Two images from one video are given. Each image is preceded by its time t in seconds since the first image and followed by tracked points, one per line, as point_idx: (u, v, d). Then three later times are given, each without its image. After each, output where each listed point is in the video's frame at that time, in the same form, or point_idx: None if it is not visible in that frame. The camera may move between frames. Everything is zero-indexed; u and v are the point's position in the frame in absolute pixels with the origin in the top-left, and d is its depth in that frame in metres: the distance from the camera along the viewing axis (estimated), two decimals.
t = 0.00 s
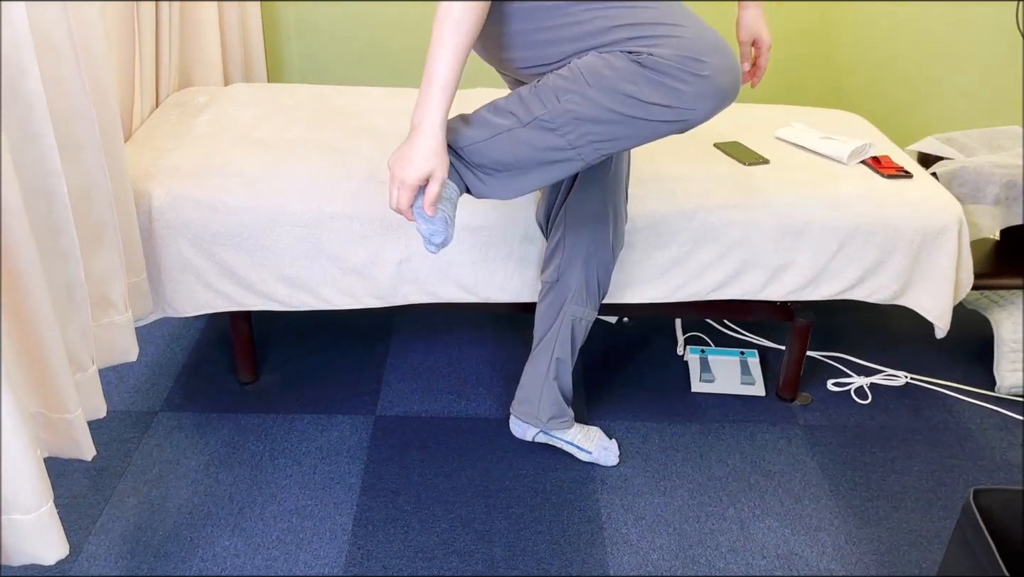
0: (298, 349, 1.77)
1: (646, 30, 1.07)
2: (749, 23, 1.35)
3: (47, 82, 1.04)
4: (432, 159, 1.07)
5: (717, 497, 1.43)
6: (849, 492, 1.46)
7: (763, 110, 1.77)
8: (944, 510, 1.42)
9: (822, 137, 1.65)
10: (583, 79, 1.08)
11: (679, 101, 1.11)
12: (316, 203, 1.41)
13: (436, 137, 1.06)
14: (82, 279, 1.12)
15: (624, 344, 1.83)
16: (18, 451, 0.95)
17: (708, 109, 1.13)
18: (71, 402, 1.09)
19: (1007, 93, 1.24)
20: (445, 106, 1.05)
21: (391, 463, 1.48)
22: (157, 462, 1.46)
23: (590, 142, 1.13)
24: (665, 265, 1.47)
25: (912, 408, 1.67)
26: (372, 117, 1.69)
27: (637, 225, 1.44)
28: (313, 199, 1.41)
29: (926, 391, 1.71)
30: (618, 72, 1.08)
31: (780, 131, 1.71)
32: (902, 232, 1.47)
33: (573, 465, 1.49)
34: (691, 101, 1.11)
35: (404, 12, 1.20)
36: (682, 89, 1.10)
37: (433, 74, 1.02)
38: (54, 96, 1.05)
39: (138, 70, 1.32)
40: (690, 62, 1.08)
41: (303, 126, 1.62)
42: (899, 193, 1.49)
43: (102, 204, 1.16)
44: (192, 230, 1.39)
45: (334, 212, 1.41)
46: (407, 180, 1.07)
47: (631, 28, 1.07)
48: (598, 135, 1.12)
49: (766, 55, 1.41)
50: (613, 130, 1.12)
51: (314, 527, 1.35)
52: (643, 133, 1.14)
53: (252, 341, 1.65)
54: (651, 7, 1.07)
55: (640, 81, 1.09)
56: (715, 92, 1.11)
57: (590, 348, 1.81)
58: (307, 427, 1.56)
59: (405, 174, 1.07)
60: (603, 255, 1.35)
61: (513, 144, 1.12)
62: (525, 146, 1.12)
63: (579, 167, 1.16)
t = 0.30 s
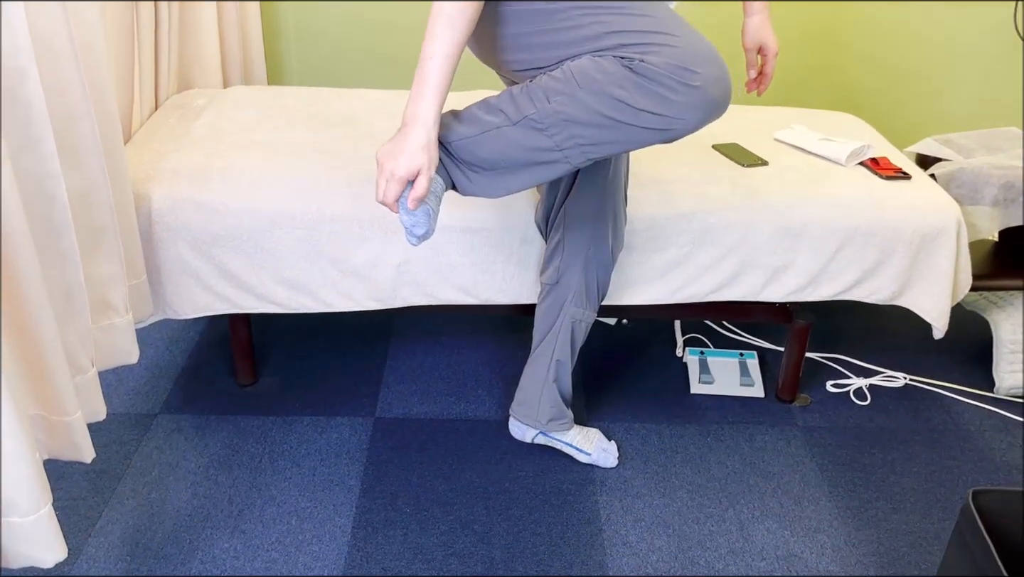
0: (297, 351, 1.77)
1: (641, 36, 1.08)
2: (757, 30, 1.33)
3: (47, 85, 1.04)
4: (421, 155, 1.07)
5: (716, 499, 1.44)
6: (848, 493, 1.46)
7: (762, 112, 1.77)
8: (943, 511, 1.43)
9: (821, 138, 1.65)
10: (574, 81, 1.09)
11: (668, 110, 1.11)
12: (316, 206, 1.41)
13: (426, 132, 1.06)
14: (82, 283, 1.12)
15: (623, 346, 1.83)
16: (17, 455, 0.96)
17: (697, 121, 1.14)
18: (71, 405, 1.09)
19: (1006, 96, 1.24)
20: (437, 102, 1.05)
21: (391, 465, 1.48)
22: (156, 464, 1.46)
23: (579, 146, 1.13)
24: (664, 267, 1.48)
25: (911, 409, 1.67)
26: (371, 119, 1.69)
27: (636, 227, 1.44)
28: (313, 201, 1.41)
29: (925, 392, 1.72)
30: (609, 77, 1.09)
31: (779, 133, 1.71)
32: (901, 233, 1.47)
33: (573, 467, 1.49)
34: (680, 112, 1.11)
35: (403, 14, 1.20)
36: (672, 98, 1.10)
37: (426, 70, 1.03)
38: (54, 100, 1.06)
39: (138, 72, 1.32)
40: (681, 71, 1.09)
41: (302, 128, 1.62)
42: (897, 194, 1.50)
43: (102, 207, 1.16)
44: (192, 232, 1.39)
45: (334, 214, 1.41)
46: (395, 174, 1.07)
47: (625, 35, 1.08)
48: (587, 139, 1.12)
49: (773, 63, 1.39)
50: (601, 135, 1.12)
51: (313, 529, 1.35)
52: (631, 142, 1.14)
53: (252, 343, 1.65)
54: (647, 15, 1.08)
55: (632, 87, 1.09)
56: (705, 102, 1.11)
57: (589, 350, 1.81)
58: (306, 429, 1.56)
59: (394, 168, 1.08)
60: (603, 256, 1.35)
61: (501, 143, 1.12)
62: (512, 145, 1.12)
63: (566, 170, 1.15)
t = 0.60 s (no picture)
0: (297, 352, 1.77)
1: (614, 104, 1.06)
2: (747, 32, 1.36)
3: (47, 86, 1.04)
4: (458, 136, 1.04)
5: (716, 499, 1.43)
6: (849, 493, 1.46)
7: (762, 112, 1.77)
8: (944, 511, 1.43)
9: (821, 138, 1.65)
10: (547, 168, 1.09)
11: (641, 177, 1.09)
12: (316, 206, 1.41)
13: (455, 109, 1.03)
14: (82, 283, 1.12)
15: (623, 346, 1.83)
16: (17, 456, 0.95)
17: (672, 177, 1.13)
18: (71, 406, 1.09)
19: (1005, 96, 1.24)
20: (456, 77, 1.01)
21: (391, 466, 1.48)
22: (156, 465, 1.46)
23: (566, 230, 1.12)
24: (663, 268, 1.48)
25: (911, 409, 1.67)
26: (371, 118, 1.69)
27: (636, 227, 1.44)
28: (313, 201, 1.41)
29: (926, 392, 1.72)
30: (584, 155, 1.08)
31: (778, 132, 1.71)
32: (901, 232, 1.47)
33: (573, 468, 1.48)
34: (654, 173, 1.10)
35: (403, 14, 1.20)
36: (651, 163, 1.09)
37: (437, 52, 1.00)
38: (54, 100, 1.06)
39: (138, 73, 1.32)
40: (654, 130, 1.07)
41: (302, 128, 1.62)
42: (897, 194, 1.50)
43: (102, 208, 1.16)
44: (192, 232, 1.39)
45: (334, 214, 1.41)
46: (439, 164, 1.05)
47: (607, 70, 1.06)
48: (567, 220, 1.11)
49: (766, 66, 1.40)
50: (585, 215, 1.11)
51: (313, 530, 1.35)
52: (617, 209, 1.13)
53: (252, 344, 1.65)
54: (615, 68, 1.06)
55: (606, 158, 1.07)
56: (686, 155, 1.09)
57: (589, 350, 1.81)
58: (307, 430, 1.56)
59: (436, 159, 1.05)
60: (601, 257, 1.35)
61: (492, 240, 1.12)
62: (504, 240, 1.12)
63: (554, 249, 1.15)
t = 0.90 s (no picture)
0: (297, 352, 1.77)
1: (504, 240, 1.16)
2: (732, 51, 1.31)
3: (46, 85, 1.04)
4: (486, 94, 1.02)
5: (717, 498, 1.43)
6: (850, 492, 1.46)
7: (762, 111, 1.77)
8: (946, 510, 1.42)
9: (821, 136, 1.65)
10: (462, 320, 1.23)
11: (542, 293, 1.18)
12: (315, 206, 1.40)
13: (476, 64, 1.01)
14: (82, 283, 1.12)
15: (623, 346, 1.83)
16: (16, 456, 0.95)
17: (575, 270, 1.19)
18: (71, 406, 1.09)
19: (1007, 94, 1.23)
20: (470, 34, 1.00)
21: (391, 466, 1.48)
22: (156, 466, 1.46)
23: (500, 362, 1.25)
24: (664, 267, 1.47)
25: (913, 408, 1.67)
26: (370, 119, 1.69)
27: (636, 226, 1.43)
28: (312, 201, 1.41)
29: (927, 390, 1.71)
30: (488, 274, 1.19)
31: (778, 131, 1.71)
32: (901, 230, 1.46)
33: (574, 467, 1.48)
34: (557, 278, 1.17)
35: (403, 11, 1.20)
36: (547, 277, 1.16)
37: (450, 22, 0.99)
38: (53, 99, 1.05)
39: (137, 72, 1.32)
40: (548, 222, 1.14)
41: (301, 129, 1.62)
42: (897, 192, 1.49)
43: (101, 208, 1.16)
44: (191, 232, 1.39)
45: (333, 215, 1.40)
46: (474, 129, 1.02)
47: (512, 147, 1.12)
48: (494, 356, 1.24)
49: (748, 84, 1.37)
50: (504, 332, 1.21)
51: (313, 530, 1.35)
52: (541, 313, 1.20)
53: (252, 344, 1.64)
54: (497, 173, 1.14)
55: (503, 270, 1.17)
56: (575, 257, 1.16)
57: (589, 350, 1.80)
58: (307, 430, 1.56)
59: (469, 127, 1.02)
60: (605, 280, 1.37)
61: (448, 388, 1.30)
62: (459, 386, 1.29)
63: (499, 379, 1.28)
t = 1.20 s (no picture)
0: (298, 351, 1.77)
1: (440, 245, 1.24)
2: (704, 56, 1.31)
3: (45, 86, 1.04)
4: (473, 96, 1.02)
5: (718, 496, 1.43)
6: (851, 489, 1.45)
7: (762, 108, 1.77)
8: (948, 507, 1.42)
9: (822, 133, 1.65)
10: (415, 323, 1.32)
11: (478, 286, 1.26)
12: (314, 205, 1.40)
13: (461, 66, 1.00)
14: (82, 283, 1.12)
15: (624, 344, 1.82)
16: (15, 457, 0.95)
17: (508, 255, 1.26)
18: (71, 406, 1.09)
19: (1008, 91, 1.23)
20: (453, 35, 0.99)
21: (392, 464, 1.48)
22: (157, 466, 1.46)
23: (457, 353, 1.34)
24: (663, 265, 1.47)
25: (915, 405, 1.66)
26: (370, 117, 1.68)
27: (635, 223, 1.43)
28: (312, 200, 1.41)
29: (929, 387, 1.71)
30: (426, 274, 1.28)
31: (778, 128, 1.70)
32: (903, 227, 1.46)
33: (575, 465, 1.48)
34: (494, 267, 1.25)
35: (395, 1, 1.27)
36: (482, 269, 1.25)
37: (430, 27, 0.98)
38: (51, 99, 1.05)
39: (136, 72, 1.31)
40: (480, 218, 1.20)
41: (301, 128, 1.61)
42: (898, 189, 1.49)
43: (100, 208, 1.16)
44: (191, 232, 1.39)
45: (332, 214, 1.40)
46: (464, 135, 1.02)
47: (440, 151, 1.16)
48: (445, 351, 1.33)
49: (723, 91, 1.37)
50: (446, 326, 1.31)
51: (314, 530, 1.34)
52: (478, 305, 1.29)
53: (252, 344, 1.64)
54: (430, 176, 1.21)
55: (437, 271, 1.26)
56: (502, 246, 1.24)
57: (590, 348, 1.80)
58: (308, 429, 1.56)
59: (453, 134, 1.03)
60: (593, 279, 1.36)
61: (418, 389, 1.40)
62: (428, 386, 1.39)
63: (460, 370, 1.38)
